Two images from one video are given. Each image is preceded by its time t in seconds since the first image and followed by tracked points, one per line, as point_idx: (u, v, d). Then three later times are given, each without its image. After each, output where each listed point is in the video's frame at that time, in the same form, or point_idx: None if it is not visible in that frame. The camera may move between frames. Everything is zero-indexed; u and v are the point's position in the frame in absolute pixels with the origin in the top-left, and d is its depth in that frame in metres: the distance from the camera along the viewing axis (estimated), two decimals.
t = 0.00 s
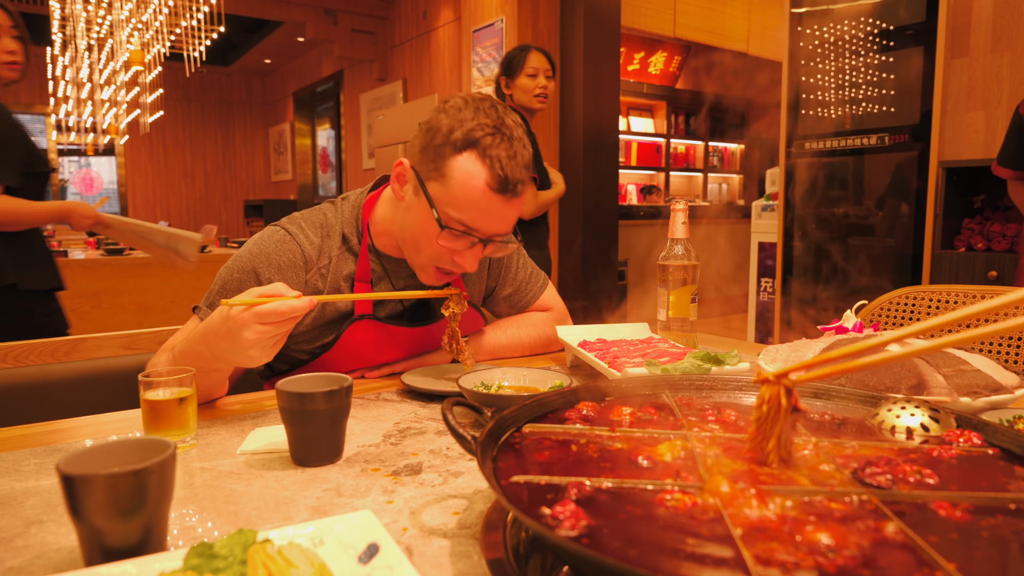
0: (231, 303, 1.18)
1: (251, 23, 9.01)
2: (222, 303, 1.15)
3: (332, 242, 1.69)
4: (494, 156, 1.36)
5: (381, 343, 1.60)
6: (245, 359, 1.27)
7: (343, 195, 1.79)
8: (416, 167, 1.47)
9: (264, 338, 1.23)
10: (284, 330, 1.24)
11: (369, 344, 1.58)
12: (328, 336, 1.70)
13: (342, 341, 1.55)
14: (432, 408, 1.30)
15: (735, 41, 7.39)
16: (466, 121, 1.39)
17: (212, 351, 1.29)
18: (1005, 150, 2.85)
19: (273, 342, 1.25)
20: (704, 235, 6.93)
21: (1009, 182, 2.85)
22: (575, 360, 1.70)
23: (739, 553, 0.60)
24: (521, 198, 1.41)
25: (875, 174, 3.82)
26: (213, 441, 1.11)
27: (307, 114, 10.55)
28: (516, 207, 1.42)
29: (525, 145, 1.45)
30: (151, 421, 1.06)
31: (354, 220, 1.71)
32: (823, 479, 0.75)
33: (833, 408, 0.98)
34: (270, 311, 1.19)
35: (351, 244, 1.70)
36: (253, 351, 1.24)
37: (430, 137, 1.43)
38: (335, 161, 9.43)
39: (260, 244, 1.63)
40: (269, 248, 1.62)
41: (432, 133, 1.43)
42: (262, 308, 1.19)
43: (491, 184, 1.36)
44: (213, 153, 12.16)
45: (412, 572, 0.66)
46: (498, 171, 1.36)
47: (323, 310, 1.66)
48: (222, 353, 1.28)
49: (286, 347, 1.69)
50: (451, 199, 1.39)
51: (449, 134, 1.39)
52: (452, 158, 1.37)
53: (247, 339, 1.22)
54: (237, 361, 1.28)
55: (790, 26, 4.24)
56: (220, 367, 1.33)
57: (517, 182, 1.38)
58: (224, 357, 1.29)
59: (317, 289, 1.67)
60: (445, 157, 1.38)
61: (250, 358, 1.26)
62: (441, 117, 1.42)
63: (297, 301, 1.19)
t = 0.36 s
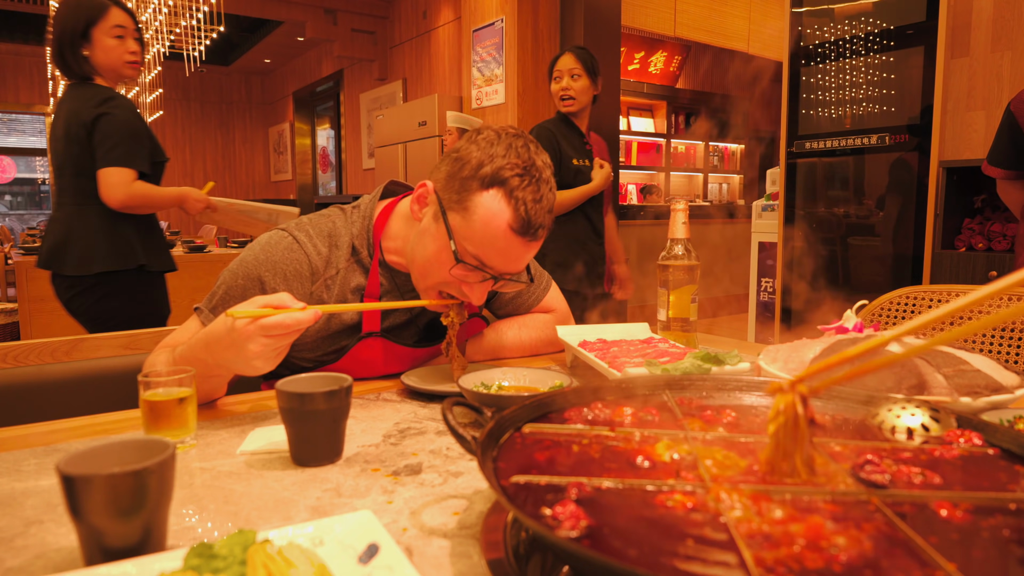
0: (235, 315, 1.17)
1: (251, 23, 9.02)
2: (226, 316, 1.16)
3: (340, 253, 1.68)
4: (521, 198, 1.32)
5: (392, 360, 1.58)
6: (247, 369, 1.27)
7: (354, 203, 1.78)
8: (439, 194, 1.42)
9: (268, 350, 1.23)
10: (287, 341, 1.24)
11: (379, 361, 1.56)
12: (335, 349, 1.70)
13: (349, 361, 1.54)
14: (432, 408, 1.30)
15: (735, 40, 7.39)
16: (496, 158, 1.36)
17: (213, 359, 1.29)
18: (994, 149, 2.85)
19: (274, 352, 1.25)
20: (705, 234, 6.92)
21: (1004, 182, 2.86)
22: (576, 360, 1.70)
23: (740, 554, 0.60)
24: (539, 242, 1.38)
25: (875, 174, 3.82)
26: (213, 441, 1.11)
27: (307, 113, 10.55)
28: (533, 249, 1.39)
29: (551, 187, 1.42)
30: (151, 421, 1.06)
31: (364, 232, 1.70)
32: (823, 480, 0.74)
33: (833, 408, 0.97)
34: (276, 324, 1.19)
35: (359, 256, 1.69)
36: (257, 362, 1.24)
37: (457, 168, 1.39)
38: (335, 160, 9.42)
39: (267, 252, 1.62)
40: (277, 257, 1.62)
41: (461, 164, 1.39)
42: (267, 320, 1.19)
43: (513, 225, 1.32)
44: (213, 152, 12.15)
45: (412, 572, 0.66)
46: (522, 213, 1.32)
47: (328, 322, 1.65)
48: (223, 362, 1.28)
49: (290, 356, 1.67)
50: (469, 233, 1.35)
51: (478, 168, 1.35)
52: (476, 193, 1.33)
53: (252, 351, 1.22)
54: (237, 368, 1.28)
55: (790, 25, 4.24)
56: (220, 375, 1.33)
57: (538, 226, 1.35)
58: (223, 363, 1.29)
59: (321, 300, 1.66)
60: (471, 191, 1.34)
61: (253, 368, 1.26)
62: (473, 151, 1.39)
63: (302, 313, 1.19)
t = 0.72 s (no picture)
0: (246, 298, 1.19)
1: (251, 23, 9.02)
2: (235, 300, 1.17)
3: (338, 254, 1.68)
4: (517, 216, 1.31)
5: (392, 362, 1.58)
6: (247, 361, 1.25)
7: (353, 204, 1.78)
8: (436, 207, 1.42)
9: (272, 341, 1.22)
10: (293, 335, 1.23)
11: (380, 364, 1.56)
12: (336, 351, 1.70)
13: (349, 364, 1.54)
14: (432, 408, 1.30)
15: (735, 40, 7.38)
16: (494, 174, 1.35)
17: (213, 350, 1.28)
18: (988, 149, 2.86)
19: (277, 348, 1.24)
20: (705, 234, 6.92)
21: (996, 181, 2.87)
22: (575, 360, 1.70)
23: (740, 554, 0.60)
24: (534, 259, 1.37)
25: (875, 174, 3.83)
26: (213, 441, 1.12)
27: (307, 113, 10.55)
28: (529, 265, 1.38)
29: (549, 203, 1.41)
30: (151, 420, 1.06)
31: (363, 233, 1.70)
32: (824, 481, 0.74)
33: (833, 408, 0.98)
34: (281, 312, 1.20)
35: (358, 258, 1.69)
36: (258, 352, 1.23)
37: (455, 182, 1.38)
38: (335, 160, 9.42)
39: (265, 253, 1.62)
40: (276, 258, 1.62)
41: (458, 178, 1.38)
42: (274, 307, 1.20)
43: (508, 242, 1.31)
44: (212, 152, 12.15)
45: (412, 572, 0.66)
46: (518, 230, 1.31)
47: (328, 323, 1.65)
48: (223, 351, 1.27)
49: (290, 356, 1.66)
50: (465, 250, 1.35)
51: (475, 184, 1.34)
52: (473, 210, 1.33)
53: (255, 338, 1.21)
54: (239, 364, 1.27)
55: (791, 25, 4.23)
56: (218, 368, 1.32)
57: (534, 243, 1.34)
58: (226, 360, 1.28)
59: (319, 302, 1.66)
60: (467, 208, 1.34)
61: (253, 360, 1.24)
62: (471, 166, 1.38)
63: (309, 305, 1.20)
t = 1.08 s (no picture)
0: (254, 307, 1.19)
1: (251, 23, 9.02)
2: (244, 310, 1.18)
3: (338, 254, 1.68)
4: (512, 216, 1.31)
5: (390, 361, 1.58)
6: (256, 367, 1.26)
7: (353, 204, 1.78)
8: (431, 208, 1.42)
9: (282, 347, 1.23)
10: (301, 342, 1.24)
11: (381, 365, 1.57)
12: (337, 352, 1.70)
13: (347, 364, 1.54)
14: (432, 408, 1.30)
15: (735, 40, 7.38)
16: (488, 173, 1.35)
17: (221, 355, 1.28)
18: (985, 149, 2.87)
19: (285, 352, 1.25)
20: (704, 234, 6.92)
21: (993, 182, 2.87)
22: (575, 360, 1.70)
23: (741, 555, 0.59)
24: (531, 259, 1.37)
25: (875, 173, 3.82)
26: (213, 441, 1.12)
27: (307, 113, 10.56)
28: (525, 266, 1.38)
29: (545, 202, 1.41)
30: (151, 421, 1.06)
31: (364, 234, 1.69)
32: (824, 480, 0.74)
33: (833, 408, 0.98)
34: (290, 320, 1.20)
35: (359, 258, 1.69)
36: (268, 357, 1.24)
37: (450, 184, 1.38)
38: (335, 160, 9.43)
39: (264, 253, 1.62)
40: (275, 257, 1.62)
41: (453, 179, 1.38)
42: (282, 315, 1.20)
43: (504, 243, 1.31)
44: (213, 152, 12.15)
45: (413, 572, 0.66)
46: (514, 230, 1.31)
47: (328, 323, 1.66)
48: (231, 357, 1.27)
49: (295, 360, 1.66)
50: (461, 251, 1.35)
51: (469, 185, 1.34)
52: (468, 211, 1.33)
53: (265, 346, 1.22)
54: (246, 367, 1.27)
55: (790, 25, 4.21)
56: (224, 372, 1.32)
57: (530, 242, 1.34)
58: (231, 364, 1.28)
59: (318, 302, 1.66)
60: (462, 208, 1.34)
61: (262, 366, 1.26)
62: (466, 166, 1.38)
63: (318, 311, 1.20)
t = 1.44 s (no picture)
0: (254, 300, 1.19)
1: (251, 23, 9.01)
2: (244, 304, 1.18)
3: (338, 254, 1.68)
4: (511, 218, 1.31)
5: (391, 361, 1.58)
6: (259, 362, 1.26)
7: (353, 205, 1.78)
8: (430, 213, 1.42)
9: (282, 341, 1.23)
10: (303, 333, 1.24)
11: (381, 367, 1.57)
12: (337, 352, 1.70)
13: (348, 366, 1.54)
14: (432, 408, 1.30)
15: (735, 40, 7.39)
16: (487, 176, 1.35)
17: (223, 352, 1.28)
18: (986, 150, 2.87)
19: (285, 348, 1.25)
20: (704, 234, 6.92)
21: (994, 183, 2.87)
22: (575, 360, 1.70)
23: (740, 555, 0.60)
24: (531, 260, 1.37)
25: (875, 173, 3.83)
26: (213, 441, 1.12)
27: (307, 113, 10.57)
28: (526, 267, 1.38)
29: (544, 202, 1.41)
30: (151, 420, 1.06)
31: (364, 235, 1.70)
32: (825, 481, 0.74)
33: (833, 408, 0.98)
34: (290, 312, 1.20)
35: (359, 259, 1.69)
36: (269, 352, 1.24)
37: (448, 187, 1.38)
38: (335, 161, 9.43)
39: (264, 253, 1.62)
40: (275, 258, 1.62)
41: (451, 182, 1.38)
42: (282, 308, 1.20)
43: (504, 244, 1.31)
44: (213, 152, 12.16)
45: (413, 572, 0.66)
46: (514, 232, 1.31)
47: (329, 324, 1.66)
48: (233, 354, 1.27)
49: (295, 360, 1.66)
50: (460, 253, 1.35)
51: (468, 187, 1.34)
52: (467, 214, 1.33)
53: (266, 339, 1.22)
54: (249, 367, 1.27)
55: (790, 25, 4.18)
56: (227, 369, 1.32)
57: (530, 244, 1.34)
58: (233, 363, 1.28)
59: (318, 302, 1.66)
60: (461, 212, 1.34)
61: (264, 360, 1.25)
62: (463, 170, 1.38)
63: (317, 303, 1.20)
